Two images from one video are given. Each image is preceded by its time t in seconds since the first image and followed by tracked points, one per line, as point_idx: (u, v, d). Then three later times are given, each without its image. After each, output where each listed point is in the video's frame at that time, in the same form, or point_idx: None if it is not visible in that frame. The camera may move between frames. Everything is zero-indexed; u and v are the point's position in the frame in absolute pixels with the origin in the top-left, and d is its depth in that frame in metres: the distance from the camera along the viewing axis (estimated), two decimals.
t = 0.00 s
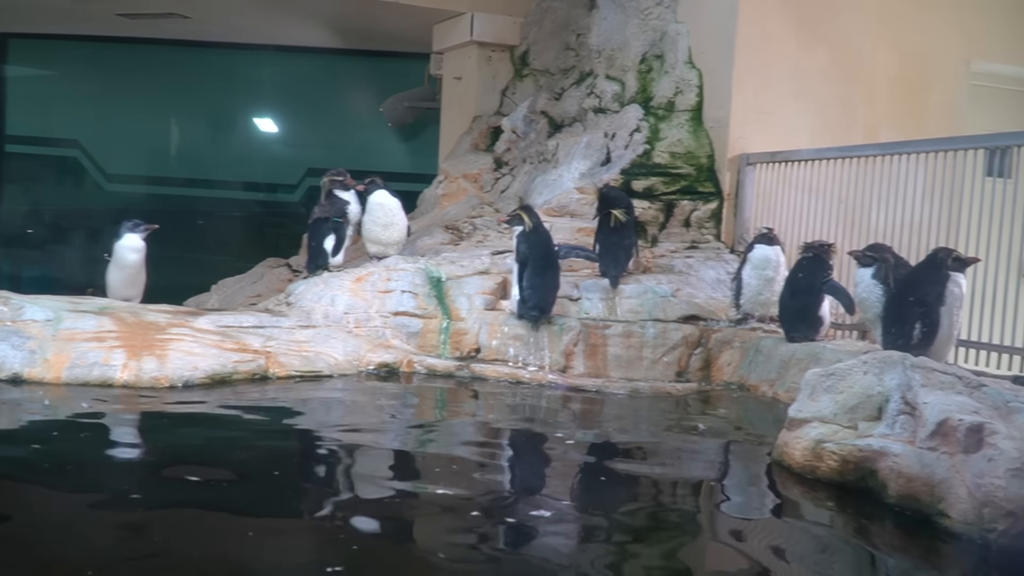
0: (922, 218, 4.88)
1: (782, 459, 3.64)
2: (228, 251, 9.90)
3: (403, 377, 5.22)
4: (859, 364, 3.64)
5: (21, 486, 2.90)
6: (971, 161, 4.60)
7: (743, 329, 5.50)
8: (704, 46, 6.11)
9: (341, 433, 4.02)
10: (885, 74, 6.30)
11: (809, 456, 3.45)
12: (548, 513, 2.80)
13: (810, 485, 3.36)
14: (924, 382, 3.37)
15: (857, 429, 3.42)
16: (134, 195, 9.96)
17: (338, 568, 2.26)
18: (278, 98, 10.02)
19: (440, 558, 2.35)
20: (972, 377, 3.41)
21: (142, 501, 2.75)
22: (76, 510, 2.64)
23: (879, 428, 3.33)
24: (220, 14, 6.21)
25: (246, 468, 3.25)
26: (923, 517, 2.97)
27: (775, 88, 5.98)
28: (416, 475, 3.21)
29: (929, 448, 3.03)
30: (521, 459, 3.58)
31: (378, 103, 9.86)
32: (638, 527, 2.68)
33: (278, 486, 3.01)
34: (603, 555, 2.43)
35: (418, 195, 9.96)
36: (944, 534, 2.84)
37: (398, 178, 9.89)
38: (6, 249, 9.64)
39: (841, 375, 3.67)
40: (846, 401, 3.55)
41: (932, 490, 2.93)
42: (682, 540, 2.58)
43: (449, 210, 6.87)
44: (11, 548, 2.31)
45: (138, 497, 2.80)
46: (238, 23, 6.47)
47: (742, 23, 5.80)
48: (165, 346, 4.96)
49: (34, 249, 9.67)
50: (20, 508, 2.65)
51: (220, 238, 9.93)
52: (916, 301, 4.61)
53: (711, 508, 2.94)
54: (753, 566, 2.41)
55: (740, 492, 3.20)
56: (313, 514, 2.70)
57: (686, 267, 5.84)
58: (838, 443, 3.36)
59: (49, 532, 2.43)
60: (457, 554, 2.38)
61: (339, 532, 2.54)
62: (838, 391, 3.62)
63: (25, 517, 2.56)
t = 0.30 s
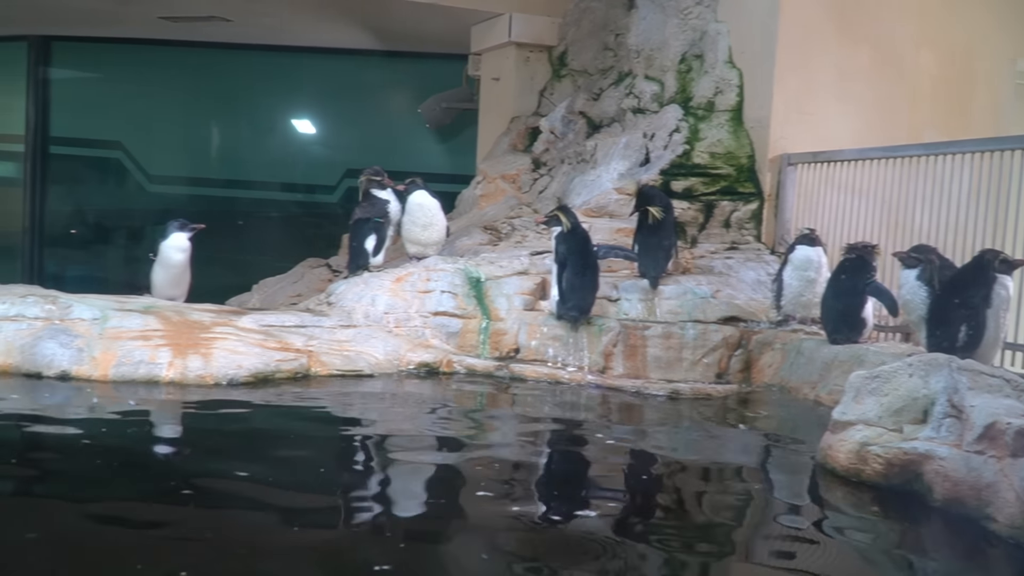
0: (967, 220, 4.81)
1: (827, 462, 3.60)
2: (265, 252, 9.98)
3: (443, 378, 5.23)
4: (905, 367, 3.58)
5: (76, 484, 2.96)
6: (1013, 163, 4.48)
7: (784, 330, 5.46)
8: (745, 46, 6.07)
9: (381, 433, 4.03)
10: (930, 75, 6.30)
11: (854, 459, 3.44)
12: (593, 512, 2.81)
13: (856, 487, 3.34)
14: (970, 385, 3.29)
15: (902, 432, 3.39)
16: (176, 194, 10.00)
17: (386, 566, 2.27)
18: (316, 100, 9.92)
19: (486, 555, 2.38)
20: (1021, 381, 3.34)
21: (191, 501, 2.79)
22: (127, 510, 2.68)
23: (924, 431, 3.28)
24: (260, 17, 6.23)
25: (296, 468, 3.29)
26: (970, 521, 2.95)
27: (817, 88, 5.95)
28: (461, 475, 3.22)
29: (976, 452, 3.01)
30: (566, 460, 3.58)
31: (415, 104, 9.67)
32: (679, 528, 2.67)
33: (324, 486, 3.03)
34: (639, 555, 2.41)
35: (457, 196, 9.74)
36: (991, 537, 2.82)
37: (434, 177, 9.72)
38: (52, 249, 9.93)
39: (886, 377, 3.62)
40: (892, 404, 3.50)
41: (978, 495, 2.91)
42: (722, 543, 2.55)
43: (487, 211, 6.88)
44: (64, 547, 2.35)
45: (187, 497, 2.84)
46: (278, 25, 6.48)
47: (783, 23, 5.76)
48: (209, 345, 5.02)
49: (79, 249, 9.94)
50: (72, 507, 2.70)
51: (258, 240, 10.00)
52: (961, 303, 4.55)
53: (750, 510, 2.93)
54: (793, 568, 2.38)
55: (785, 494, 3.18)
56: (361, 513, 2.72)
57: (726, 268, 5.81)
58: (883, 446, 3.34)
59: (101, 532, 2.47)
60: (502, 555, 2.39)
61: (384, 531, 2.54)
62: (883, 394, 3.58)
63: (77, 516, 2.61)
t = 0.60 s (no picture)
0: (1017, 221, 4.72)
1: (874, 464, 3.54)
2: (304, 251, 9.94)
3: (485, 377, 5.25)
4: (954, 368, 3.55)
5: (129, 479, 3.00)
6: None
7: (828, 332, 5.41)
8: (790, 45, 6.02)
9: (420, 434, 4.04)
10: (977, 72, 6.28)
11: (902, 462, 3.37)
12: (641, 514, 2.80)
13: (902, 490, 3.26)
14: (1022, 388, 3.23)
15: (951, 435, 3.33)
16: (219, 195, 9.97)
17: (437, 564, 2.29)
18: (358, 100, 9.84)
19: (533, 553, 2.40)
20: None
21: (240, 496, 2.83)
22: (178, 505, 2.72)
23: (974, 434, 3.23)
24: (303, 19, 6.26)
25: (347, 467, 3.31)
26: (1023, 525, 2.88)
27: (862, 87, 5.90)
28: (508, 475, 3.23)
29: None
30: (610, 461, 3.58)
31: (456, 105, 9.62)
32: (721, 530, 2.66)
33: (371, 484, 3.06)
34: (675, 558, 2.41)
35: (496, 195, 9.65)
36: None
37: (474, 178, 9.63)
38: (97, 249, 9.93)
39: (935, 379, 3.60)
40: (941, 406, 3.48)
41: None
42: (765, 544, 2.55)
43: (528, 211, 6.89)
44: (120, 541, 2.39)
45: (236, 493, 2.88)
46: (320, 27, 6.52)
47: (828, 21, 5.73)
48: (255, 344, 5.08)
49: (123, 249, 9.95)
50: (125, 503, 2.74)
51: (300, 240, 9.92)
52: (1011, 305, 4.41)
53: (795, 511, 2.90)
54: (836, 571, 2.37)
55: (830, 495, 3.16)
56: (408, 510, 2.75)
57: (770, 268, 5.77)
58: (932, 449, 3.28)
59: (155, 527, 2.51)
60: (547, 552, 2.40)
61: (431, 529, 2.57)
62: (932, 396, 3.56)
63: (127, 512, 2.64)
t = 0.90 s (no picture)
0: None
1: (925, 468, 3.49)
2: (348, 250, 9.78)
3: (529, 377, 5.25)
4: (1008, 371, 3.49)
5: (179, 475, 3.09)
6: None
7: (877, 333, 5.33)
8: (838, 42, 5.94)
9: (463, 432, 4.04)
10: None
11: (954, 465, 3.31)
12: (691, 515, 2.79)
13: (954, 495, 3.21)
14: None
15: (1005, 438, 3.25)
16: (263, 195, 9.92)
17: (488, 561, 2.31)
18: (401, 100, 9.68)
19: (584, 554, 2.38)
20: None
21: (287, 494, 2.89)
22: (227, 501, 2.79)
23: None
24: (347, 20, 6.29)
25: (399, 465, 3.34)
26: None
27: (910, 85, 5.84)
28: (557, 475, 3.23)
29: None
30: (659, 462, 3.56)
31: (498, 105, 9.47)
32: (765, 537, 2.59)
33: (419, 483, 3.09)
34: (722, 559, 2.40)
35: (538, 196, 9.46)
36: None
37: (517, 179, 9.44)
38: (143, 249, 9.99)
39: (988, 382, 3.52)
40: (993, 409, 3.40)
41: None
42: (812, 546, 2.54)
43: (570, 212, 6.88)
44: (174, 540, 2.44)
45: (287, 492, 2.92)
46: (364, 29, 6.55)
47: (875, 19, 5.67)
48: (302, 343, 5.14)
49: (169, 249, 10.00)
50: (174, 497, 2.82)
51: (342, 240, 9.79)
52: None
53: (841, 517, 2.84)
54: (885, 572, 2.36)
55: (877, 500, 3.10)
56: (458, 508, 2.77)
57: (816, 269, 5.71)
58: (985, 452, 3.20)
59: (208, 522, 2.59)
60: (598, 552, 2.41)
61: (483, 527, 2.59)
62: (984, 398, 3.47)
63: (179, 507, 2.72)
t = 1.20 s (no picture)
0: None
1: (979, 471, 3.44)
2: (391, 250, 9.41)
3: (574, 377, 5.24)
4: None
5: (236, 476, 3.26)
6: None
7: (927, 334, 5.22)
8: (887, 40, 5.88)
9: (508, 434, 4.03)
10: None
11: (1009, 469, 3.27)
12: (743, 519, 2.82)
13: (1010, 497, 3.18)
14: None
15: None
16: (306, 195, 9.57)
17: (540, 562, 2.42)
18: (448, 100, 9.35)
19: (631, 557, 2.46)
20: None
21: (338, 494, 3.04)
22: (281, 501, 2.97)
23: None
24: (392, 21, 6.31)
25: (451, 469, 3.38)
26: None
27: (961, 83, 5.76)
28: (606, 479, 3.25)
29: None
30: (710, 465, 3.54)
31: (541, 104, 9.08)
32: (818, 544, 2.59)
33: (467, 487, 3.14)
34: (771, 565, 2.42)
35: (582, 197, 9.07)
36: None
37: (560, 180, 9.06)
38: (189, 249, 9.68)
39: None
40: None
41: None
42: (858, 550, 2.55)
43: (615, 212, 6.87)
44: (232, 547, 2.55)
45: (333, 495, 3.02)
46: (408, 30, 6.58)
47: (925, 16, 5.60)
48: (349, 342, 5.19)
49: (214, 248, 9.66)
50: (229, 497, 3.00)
51: (384, 240, 9.42)
52: None
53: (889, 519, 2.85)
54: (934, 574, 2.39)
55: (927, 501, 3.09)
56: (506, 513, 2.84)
57: (865, 270, 5.63)
58: None
59: (263, 522, 2.76)
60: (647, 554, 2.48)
61: (529, 530, 2.67)
62: None
63: (237, 508, 2.89)
